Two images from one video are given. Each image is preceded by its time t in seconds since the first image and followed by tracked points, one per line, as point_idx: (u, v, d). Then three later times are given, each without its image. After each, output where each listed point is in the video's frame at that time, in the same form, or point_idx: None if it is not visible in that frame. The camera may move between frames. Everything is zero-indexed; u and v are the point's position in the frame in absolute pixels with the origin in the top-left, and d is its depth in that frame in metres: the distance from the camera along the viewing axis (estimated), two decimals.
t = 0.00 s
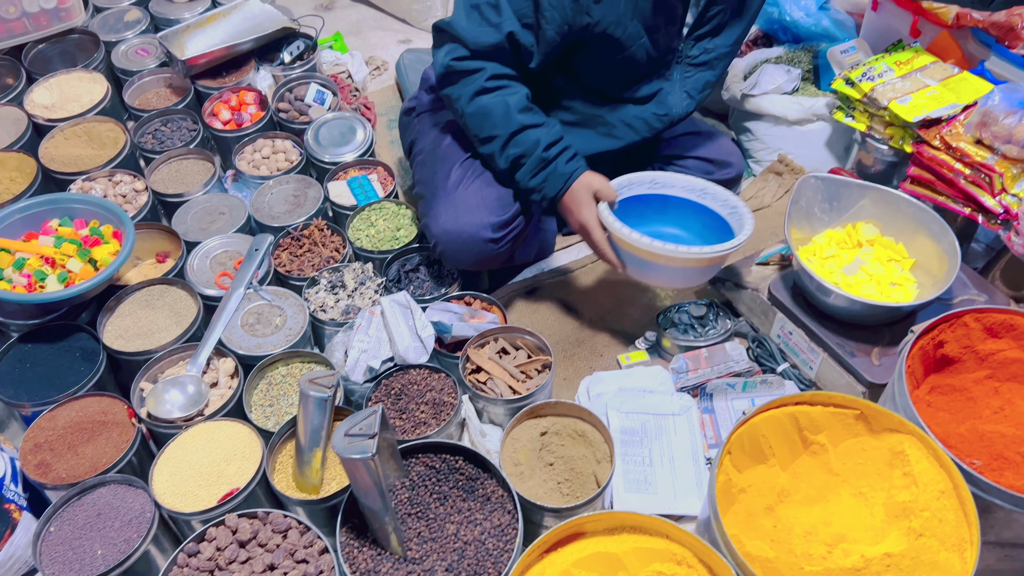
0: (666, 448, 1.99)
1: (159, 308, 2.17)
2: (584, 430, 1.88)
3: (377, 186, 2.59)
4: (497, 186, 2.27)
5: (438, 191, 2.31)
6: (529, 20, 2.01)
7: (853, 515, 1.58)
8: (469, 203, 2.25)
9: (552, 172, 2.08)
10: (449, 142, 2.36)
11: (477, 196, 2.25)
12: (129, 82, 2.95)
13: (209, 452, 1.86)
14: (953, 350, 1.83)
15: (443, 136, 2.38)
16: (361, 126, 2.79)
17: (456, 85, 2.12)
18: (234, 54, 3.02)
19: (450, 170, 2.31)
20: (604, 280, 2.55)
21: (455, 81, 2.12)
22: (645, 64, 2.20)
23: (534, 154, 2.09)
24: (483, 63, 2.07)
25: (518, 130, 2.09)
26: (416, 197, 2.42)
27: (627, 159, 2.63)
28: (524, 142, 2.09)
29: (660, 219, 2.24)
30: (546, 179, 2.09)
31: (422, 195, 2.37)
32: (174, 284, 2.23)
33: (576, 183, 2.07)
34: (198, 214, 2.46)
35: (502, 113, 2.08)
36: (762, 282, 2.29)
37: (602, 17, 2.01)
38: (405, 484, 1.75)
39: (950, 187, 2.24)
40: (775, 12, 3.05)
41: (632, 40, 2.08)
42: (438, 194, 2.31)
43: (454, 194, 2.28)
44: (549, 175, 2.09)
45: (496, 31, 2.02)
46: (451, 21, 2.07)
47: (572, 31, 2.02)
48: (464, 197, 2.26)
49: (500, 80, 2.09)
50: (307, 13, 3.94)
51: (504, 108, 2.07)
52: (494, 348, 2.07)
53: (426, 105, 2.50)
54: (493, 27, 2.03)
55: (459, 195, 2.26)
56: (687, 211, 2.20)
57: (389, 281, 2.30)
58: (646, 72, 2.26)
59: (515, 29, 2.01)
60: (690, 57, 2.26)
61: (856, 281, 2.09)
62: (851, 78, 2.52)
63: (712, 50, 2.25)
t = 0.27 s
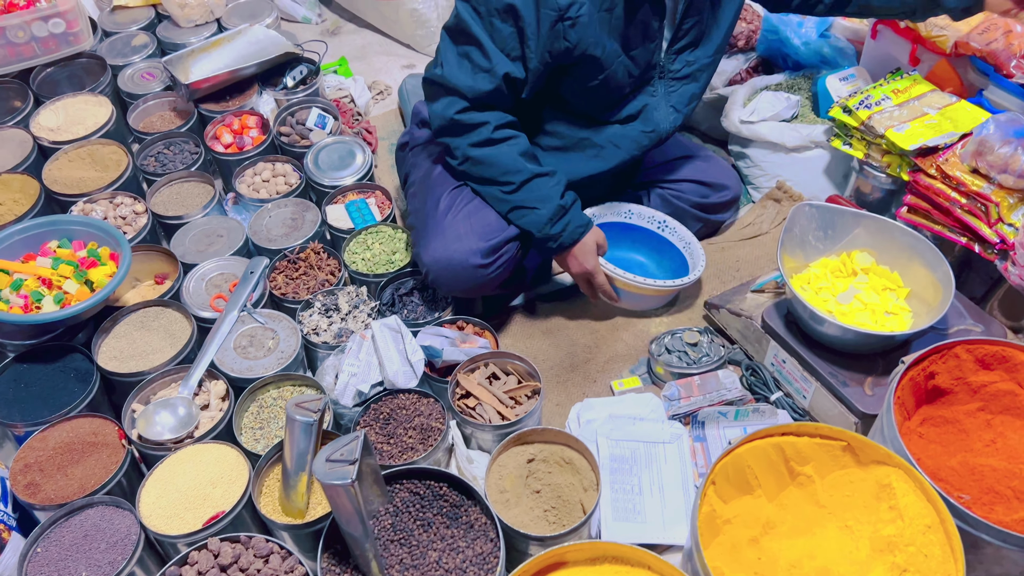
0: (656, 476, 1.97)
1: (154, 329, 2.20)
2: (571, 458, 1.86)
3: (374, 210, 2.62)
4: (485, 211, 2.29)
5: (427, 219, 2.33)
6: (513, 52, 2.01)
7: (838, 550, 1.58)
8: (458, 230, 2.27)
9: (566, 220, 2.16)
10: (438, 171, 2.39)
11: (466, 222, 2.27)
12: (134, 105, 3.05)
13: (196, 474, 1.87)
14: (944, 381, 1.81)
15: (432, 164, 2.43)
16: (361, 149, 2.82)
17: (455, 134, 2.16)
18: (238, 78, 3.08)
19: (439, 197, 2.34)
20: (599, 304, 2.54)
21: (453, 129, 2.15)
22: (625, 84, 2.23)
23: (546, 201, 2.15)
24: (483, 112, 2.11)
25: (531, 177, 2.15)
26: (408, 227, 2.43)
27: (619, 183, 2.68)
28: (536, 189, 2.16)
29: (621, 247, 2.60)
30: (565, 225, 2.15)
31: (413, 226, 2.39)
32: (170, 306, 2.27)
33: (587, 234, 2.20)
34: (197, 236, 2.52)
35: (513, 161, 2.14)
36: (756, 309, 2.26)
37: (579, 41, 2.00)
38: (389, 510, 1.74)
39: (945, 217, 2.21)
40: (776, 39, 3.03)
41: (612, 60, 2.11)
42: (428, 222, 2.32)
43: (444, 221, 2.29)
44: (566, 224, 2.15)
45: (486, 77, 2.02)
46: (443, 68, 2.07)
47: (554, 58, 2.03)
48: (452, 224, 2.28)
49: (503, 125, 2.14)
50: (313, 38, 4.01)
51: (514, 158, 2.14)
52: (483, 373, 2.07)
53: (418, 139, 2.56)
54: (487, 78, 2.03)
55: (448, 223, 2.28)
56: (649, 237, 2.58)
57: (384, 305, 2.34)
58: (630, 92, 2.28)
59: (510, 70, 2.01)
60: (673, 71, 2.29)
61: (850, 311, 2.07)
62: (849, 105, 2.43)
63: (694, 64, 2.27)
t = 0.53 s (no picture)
0: (666, 503, 1.94)
1: (169, 346, 2.22)
2: (578, 484, 1.84)
3: (390, 230, 2.63)
4: (491, 231, 2.31)
5: (434, 243, 2.35)
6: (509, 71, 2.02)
7: None
8: (464, 251, 2.28)
9: (609, 189, 2.07)
10: (446, 195, 2.42)
11: (471, 243, 2.29)
12: (157, 124, 3.12)
13: (203, 491, 1.88)
14: (962, 414, 1.76)
15: (444, 186, 2.45)
16: (378, 170, 2.86)
17: (478, 152, 2.11)
18: (259, 98, 3.14)
19: (444, 219, 2.36)
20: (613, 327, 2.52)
21: (474, 149, 2.12)
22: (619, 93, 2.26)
23: (586, 174, 2.08)
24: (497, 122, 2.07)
25: (562, 160, 2.09)
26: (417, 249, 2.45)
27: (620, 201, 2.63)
28: (570, 169, 2.09)
29: (624, 275, 2.58)
30: (611, 190, 2.07)
31: (422, 250, 2.40)
32: (184, 323, 2.29)
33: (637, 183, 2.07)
34: (214, 253, 2.57)
35: (539, 155, 2.08)
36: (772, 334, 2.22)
37: (566, 53, 2.04)
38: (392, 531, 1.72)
39: (968, 245, 2.14)
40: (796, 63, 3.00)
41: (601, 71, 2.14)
42: (435, 244, 2.34)
43: (450, 243, 2.31)
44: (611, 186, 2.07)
45: (491, 96, 2.02)
46: (448, 99, 2.06)
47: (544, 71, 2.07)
48: (456, 244, 2.30)
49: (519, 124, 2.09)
50: (337, 60, 4.07)
51: (541, 150, 2.08)
52: (493, 396, 2.05)
53: (425, 170, 2.56)
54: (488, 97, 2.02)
55: (454, 244, 2.30)
56: (654, 259, 2.57)
57: (395, 325, 2.34)
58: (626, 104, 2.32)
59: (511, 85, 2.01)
60: (669, 80, 2.34)
61: (868, 338, 2.02)
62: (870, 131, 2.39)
63: (688, 71, 2.33)
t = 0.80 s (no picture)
0: (677, 526, 1.92)
1: (186, 357, 2.25)
2: (587, 503, 1.82)
3: (408, 245, 2.66)
4: (505, 247, 2.31)
5: (446, 259, 2.36)
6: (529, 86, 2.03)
7: None
8: (476, 266, 2.29)
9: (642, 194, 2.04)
10: (459, 212, 2.43)
11: (484, 259, 2.30)
12: (182, 138, 3.19)
13: (214, 502, 1.89)
14: (980, 441, 1.71)
15: (458, 203, 2.47)
16: (398, 186, 2.89)
17: (510, 175, 2.09)
18: (283, 114, 3.19)
19: (456, 236, 2.37)
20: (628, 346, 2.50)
21: (504, 175, 2.11)
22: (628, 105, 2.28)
23: (619, 184, 2.05)
24: (522, 140, 2.05)
25: (594, 170, 2.05)
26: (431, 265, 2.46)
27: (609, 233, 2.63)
28: (603, 178, 2.05)
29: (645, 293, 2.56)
30: (644, 196, 2.04)
31: (435, 265, 2.41)
32: (202, 335, 2.32)
33: (668, 182, 2.02)
34: (234, 267, 2.61)
35: (569, 170, 2.05)
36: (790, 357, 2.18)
37: (575, 59, 2.06)
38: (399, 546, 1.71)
39: (990, 270, 2.06)
40: (820, 84, 2.95)
41: (608, 78, 2.17)
42: (448, 260, 2.35)
43: (463, 259, 2.32)
44: (646, 188, 2.03)
45: (515, 110, 2.01)
46: (474, 128, 2.06)
47: (555, 81, 2.11)
48: (469, 260, 2.31)
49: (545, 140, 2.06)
50: (362, 77, 4.14)
51: (570, 163, 2.04)
52: (505, 413, 2.04)
53: (441, 190, 2.57)
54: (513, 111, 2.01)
55: (467, 260, 2.31)
56: (671, 279, 2.56)
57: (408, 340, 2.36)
58: (636, 114, 2.34)
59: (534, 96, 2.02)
60: (675, 91, 2.42)
61: (886, 362, 1.99)
62: (891, 152, 2.33)
63: (694, 83, 2.43)
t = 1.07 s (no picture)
0: (680, 543, 1.91)
1: (194, 368, 2.28)
2: (588, 519, 1.81)
3: (416, 259, 2.69)
4: (510, 262, 2.33)
5: (452, 275, 2.38)
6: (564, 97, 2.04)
7: None
8: (481, 281, 2.31)
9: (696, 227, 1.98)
10: (466, 227, 2.45)
11: (488, 273, 2.32)
12: (196, 152, 3.24)
13: (217, 513, 1.90)
14: (986, 462, 1.69)
15: (465, 218, 2.49)
16: (407, 201, 2.92)
17: (560, 198, 2.06)
18: (295, 128, 3.23)
19: (462, 251, 2.39)
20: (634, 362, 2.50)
21: (554, 196, 2.06)
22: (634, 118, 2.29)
23: (674, 212, 2.00)
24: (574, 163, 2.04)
25: (648, 198, 2.02)
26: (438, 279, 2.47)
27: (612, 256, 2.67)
28: (657, 207, 2.02)
29: (651, 310, 2.57)
30: (698, 227, 1.98)
31: (441, 280, 2.43)
32: (210, 346, 2.35)
33: (725, 216, 1.95)
34: (243, 279, 2.64)
35: (623, 197, 2.03)
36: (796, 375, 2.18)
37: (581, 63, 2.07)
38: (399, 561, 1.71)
39: (998, 290, 2.05)
40: (831, 102, 2.95)
41: (618, 89, 2.18)
42: (454, 276, 2.37)
43: (469, 274, 2.34)
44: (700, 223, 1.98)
45: (557, 124, 2.00)
46: (517, 148, 2.03)
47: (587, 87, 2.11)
48: (473, 274, 2.33)
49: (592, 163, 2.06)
50: (375, 92, 4.19)
51: (622, 191, 2.02)
52: (508, 428, 2.05)
53: (449, 204, 2.61)
54: (557, 126, 2.00)
55: (472, 275, 2.33)
56: (680, 296, 2.55)
57: (414, 353, 2.37)
58: (643, 125, 2.35)
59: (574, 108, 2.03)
60: (678, 101, 2.44)
61: (892, 380, 1.96)
62: (899, 170, 2.32)
63: (695, 92, 2.44)
